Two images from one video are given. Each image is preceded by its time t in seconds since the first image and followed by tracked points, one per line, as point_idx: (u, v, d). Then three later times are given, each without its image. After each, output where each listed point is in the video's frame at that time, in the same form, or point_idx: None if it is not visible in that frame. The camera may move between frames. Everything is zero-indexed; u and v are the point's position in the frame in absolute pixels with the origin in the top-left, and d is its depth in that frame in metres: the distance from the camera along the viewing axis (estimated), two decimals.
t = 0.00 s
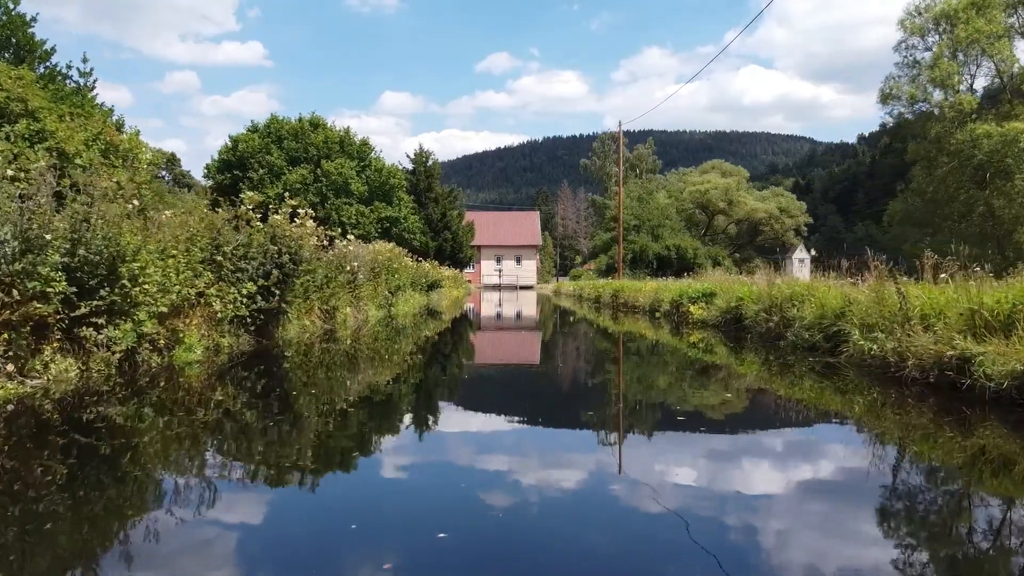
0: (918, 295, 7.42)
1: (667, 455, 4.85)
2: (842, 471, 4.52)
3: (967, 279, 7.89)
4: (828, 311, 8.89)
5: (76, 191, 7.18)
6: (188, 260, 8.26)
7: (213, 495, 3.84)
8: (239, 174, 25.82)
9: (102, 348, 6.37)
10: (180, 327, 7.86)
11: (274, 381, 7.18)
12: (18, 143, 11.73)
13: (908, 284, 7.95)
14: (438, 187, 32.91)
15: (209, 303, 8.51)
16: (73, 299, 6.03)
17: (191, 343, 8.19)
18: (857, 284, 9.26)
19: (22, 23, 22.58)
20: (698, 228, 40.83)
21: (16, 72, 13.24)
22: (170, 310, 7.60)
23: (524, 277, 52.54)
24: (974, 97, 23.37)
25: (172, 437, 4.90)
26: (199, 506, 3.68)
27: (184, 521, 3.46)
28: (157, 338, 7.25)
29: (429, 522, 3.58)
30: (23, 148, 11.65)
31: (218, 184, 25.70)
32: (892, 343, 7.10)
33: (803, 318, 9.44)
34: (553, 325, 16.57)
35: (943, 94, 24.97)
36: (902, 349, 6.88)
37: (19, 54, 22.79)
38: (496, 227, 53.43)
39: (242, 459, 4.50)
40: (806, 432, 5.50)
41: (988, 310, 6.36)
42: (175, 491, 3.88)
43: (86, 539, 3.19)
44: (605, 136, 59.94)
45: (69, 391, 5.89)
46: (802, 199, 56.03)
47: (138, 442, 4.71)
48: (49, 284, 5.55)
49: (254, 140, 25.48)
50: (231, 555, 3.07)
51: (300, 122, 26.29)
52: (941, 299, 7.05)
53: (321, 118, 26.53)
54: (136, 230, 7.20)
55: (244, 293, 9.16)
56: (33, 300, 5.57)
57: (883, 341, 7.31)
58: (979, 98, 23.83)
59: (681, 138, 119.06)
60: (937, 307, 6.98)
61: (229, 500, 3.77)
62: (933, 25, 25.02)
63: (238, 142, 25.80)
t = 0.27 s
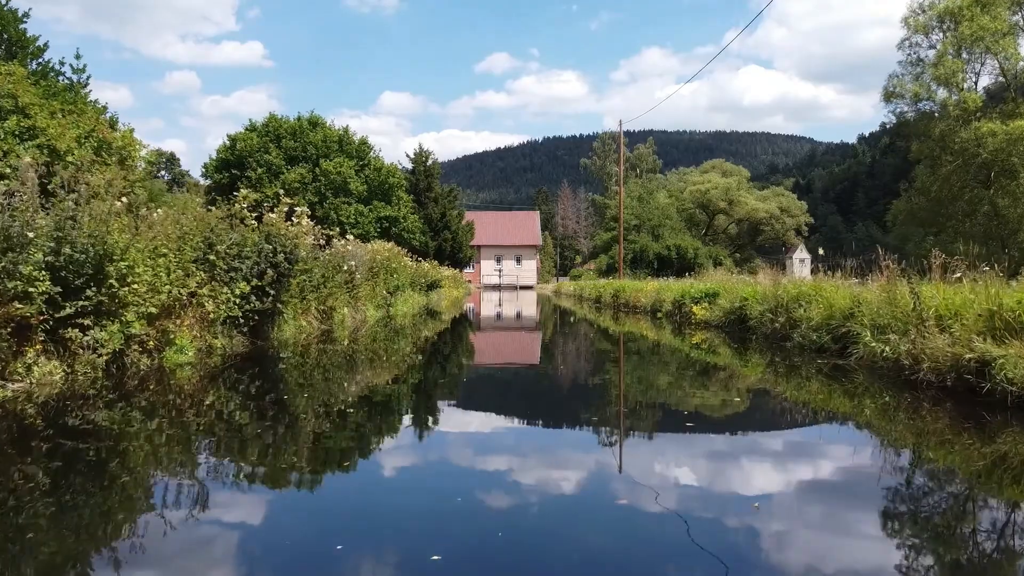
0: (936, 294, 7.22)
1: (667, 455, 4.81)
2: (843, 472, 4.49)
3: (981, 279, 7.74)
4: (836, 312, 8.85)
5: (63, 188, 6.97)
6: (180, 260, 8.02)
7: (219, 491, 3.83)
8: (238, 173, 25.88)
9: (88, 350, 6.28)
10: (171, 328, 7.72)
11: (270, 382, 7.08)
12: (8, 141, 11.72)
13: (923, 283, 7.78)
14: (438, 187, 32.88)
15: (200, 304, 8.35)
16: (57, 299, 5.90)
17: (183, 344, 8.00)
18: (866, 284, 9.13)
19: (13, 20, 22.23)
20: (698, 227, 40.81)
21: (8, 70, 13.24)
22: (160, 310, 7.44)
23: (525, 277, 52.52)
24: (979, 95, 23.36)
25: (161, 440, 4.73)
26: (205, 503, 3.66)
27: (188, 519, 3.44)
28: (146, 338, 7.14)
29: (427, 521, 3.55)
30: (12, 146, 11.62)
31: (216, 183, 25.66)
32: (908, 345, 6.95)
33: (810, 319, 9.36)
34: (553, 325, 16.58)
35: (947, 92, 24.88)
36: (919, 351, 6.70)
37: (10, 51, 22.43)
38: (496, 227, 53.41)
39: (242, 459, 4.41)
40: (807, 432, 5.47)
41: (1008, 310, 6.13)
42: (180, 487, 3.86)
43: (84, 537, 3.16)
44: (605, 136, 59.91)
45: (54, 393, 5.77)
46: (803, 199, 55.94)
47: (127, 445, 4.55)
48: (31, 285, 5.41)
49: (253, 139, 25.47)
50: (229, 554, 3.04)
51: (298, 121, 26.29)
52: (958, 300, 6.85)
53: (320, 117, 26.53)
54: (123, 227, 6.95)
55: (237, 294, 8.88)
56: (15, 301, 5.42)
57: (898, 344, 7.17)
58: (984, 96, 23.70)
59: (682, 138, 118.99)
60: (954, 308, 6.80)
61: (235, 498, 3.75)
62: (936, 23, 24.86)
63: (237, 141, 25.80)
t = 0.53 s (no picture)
0: (953, 293, 6.91)
1: (666, 454, 4.77)
2: (843, 471, 4.45)
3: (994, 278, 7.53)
4: (845, 312, 8.60)
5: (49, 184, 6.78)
6: (172, 259, 7.86)
7: (221, 491, 3.82)
8: (236, 172, 25.81)
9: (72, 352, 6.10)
10: (161, 329, 7.53)
11: (265, 384, 6.98)
12: None
13: (937, 282, 7.48)
14: (437, 186, 32.82)
15: (192, 304, 8.14)
16: (43, 300, 5.71)
17: (174, 346, 7.86)
18: (876, 285, 8.89)
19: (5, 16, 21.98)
20: (698, 227, 40.76)
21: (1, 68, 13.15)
22: (150, 310, 7.25)
23: (525, 277, 52.47)
24: (985, 93, 23.25)
25: (151, 443, 4.63)
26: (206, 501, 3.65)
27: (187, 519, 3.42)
28: (135, 339, 6.96)
29: (425, 520, 3.51)
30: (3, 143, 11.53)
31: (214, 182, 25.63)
32: (923, 347, 6.65)
33: (818, 320, 9.10)
34: (554, 325, 16.53)
35: (952, 90, 24.76)
36: (935, 353, 6.38)
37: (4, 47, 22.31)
38: (495, 227, 53.34)
39: (240, 460, 4.35)
40: (807, 432, 5.43)
41: None
42: (180, 488, 3.84)
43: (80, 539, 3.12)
44: (605, 135, 59.85)
45: (39, 397, 5.58)
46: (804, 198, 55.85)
47: (116, 449, 4.46)
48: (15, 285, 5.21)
49: (251, 138, 25.41)
50: (229, 554, 3.01)
51: (297, 119, 26.24)
52: (976, 300, 6.52)
53: (319, 116, 26.47)
54: (112, 225, 6.78)
55: (230, 294, 8.70)
56: None
57: (912, 345, 6.87)
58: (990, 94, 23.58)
59: (682, 138, 118.92)
60: (972, 308, 6.46)
61: (236, 497, 3.74)
62: (941, 20, 24.77)
63: (235, 140, 25.73)
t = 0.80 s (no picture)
0: (972, 294, 6.62)
1: (666, 454, 4.73)
2: (843, 471, 4.41)
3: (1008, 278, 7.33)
4: (856, 313, 8.34)
5: (31, 181, 6.51)
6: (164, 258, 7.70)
7: (221, 490, 3.79)
8: (234, 171, 25.76)
9: (58, 354, 5.97)
10: (151, 331, 7.27)
11: (260, 386, 6.91)
12: None
13: (953, 282, 7.20)
14: (437, 186, 32.78)
15: (184, 304, 7.89)
16: (27, 300, 5.67)
17: (165, 347, 7.65)
18: (887, 285, 8.65)
19: None
20: (699, 227, 40.72)
21: None
22: (138, 311, 6.98)
23: (525, 277, 52.44)
24: (989, 91, 23.10)
25: (139, 449, 4.50)
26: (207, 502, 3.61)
27: (185, 519, 3.37)
28: (124, 342, 6.79)
29: (422, 520, 3.47)
30: None
31: (213, 180, 25.57)
32: (941, 349, 6.36)
33: (827, 320, 8.86)
34: (554, 325, 16.49)
35: (956, 88, 24.68)
36: (953, 355, 6.12)
37: None
38: (495, 227, 53.31)
39: (235, 463, 4.26)
40: (807, 432, 5.40)
41: None
42: (181, 488, 3.80)
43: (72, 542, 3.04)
44: (605, 135, 59.81)
45: (23, 401, 5.47)
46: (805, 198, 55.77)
47: (102, 455, 4.32)
48: None
49: (249, 136, 25.37)
50: (228, 553, 2.99)
51: (296, 118, 26.19)
52: (996, 300, 6.26)
53: (318, 115, 26.44)
54: (100, 222, 6.62)
55: (222, 295, 8.47)
56: None
57: (927, 347, 6.61)
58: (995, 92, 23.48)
59: (682, 138, 118.97)
60: (992, 309, 6.19)
61: (234, 496, 3.71)
62: (945, 18, 24.72)
63: (233, 139, 25.67)
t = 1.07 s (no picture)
0: (992, 296, 6.38)
1: (665, 455, 4.69)
2: (844, 471, 4.37)
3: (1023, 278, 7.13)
4: (866, 314, 8.09)
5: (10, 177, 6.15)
6: (154, 258, 7.44)
7: (220, 490, 3.76)
8: (232, 170, 25.69)
9: (42, 357, 5.59)
10: (141, 335, 6.97)
11: (254, 389, 6.84)
12: None
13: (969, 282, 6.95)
14: (436, 185, 32.73)
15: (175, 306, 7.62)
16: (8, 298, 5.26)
17: (154, 349, 7.43)
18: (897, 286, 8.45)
19: None
20: (699, 227, 40.69)
21: None
22: (127, 314, 6.67)
23: (524, 277, 52.39)
24: (994, 89, 22.98)
25: (126, 452, 4.41)
26: (210, 499, 3.60)
27: (185, 517, 3.36)
28: (113, 345, 6.44)
29: (421, 519, 3.44)
30: None
31: (211, 180, 25.54)
32: (959, 352, 6.12)
33: (835, 321, 8.61)
34: (554, 325, 16.44)
35: (961, 86, 24.64)
36: (975, 358, 5.84)
37: None
38: (495, 227, 53.24)
39: (228, 466, 4.19)
40: (807, 432, 5.36)
41: None
42: (180, 487, 3.79)
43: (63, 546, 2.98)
44: (605, 134, 59.78)
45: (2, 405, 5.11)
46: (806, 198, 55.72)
47: (88, 459, 4.21)
48: None
49: (247, 136, 25.32)
50: (229, 553, 2.96)
51: (295, 117, 26.14)
52: (1019, 302, 6.00)
53: (317, 114, 26.40)
54: (85, 220, 6.34)
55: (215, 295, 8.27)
56: None
57: (945, 349, 6.36)
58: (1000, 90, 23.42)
59: (683, 138, 118.96)
60: (1013, 311, 5.94)
61: (234, 495, 3.70)
62: (949, 16, 24.71)
63: (231, 138, 25.62)
